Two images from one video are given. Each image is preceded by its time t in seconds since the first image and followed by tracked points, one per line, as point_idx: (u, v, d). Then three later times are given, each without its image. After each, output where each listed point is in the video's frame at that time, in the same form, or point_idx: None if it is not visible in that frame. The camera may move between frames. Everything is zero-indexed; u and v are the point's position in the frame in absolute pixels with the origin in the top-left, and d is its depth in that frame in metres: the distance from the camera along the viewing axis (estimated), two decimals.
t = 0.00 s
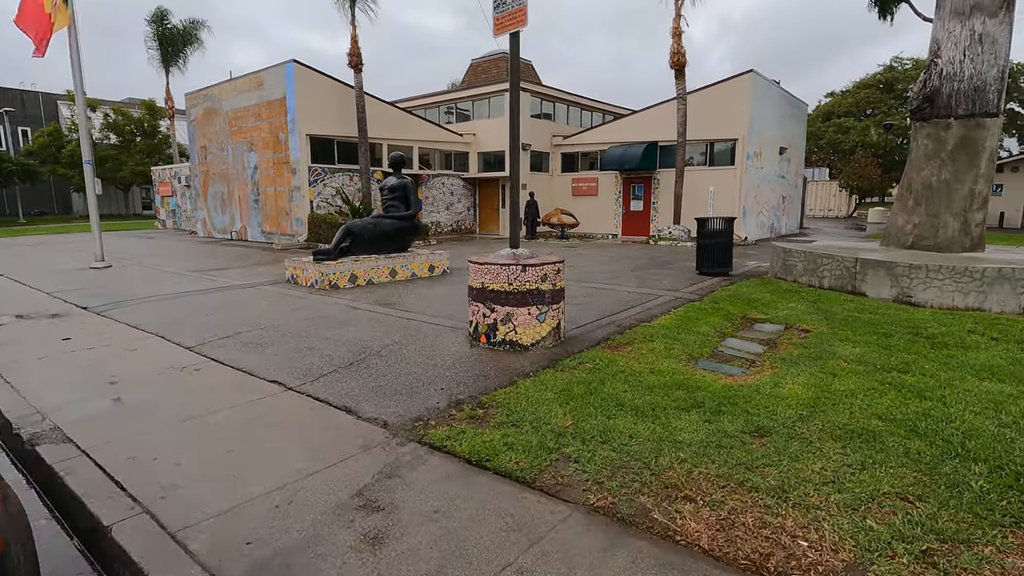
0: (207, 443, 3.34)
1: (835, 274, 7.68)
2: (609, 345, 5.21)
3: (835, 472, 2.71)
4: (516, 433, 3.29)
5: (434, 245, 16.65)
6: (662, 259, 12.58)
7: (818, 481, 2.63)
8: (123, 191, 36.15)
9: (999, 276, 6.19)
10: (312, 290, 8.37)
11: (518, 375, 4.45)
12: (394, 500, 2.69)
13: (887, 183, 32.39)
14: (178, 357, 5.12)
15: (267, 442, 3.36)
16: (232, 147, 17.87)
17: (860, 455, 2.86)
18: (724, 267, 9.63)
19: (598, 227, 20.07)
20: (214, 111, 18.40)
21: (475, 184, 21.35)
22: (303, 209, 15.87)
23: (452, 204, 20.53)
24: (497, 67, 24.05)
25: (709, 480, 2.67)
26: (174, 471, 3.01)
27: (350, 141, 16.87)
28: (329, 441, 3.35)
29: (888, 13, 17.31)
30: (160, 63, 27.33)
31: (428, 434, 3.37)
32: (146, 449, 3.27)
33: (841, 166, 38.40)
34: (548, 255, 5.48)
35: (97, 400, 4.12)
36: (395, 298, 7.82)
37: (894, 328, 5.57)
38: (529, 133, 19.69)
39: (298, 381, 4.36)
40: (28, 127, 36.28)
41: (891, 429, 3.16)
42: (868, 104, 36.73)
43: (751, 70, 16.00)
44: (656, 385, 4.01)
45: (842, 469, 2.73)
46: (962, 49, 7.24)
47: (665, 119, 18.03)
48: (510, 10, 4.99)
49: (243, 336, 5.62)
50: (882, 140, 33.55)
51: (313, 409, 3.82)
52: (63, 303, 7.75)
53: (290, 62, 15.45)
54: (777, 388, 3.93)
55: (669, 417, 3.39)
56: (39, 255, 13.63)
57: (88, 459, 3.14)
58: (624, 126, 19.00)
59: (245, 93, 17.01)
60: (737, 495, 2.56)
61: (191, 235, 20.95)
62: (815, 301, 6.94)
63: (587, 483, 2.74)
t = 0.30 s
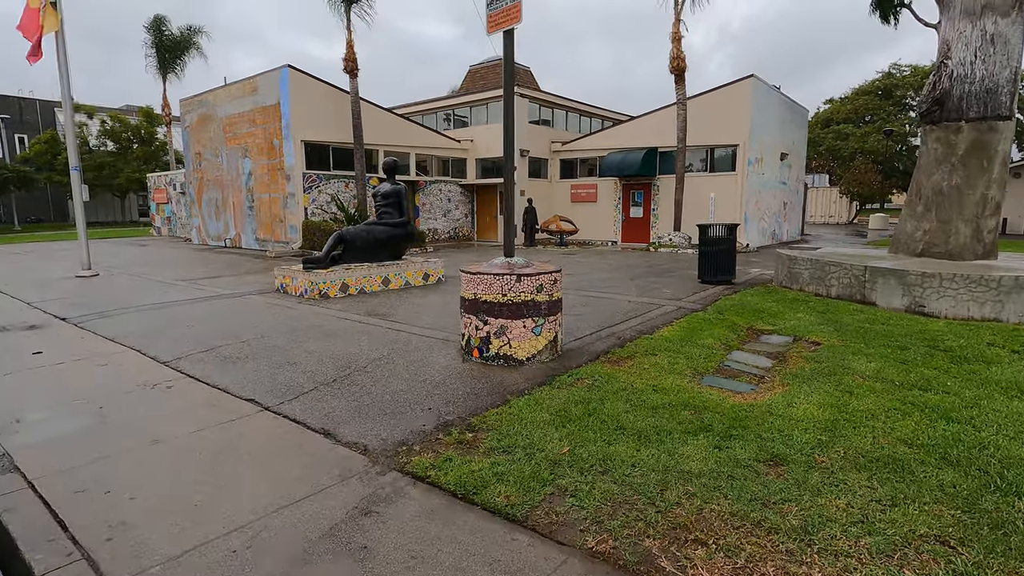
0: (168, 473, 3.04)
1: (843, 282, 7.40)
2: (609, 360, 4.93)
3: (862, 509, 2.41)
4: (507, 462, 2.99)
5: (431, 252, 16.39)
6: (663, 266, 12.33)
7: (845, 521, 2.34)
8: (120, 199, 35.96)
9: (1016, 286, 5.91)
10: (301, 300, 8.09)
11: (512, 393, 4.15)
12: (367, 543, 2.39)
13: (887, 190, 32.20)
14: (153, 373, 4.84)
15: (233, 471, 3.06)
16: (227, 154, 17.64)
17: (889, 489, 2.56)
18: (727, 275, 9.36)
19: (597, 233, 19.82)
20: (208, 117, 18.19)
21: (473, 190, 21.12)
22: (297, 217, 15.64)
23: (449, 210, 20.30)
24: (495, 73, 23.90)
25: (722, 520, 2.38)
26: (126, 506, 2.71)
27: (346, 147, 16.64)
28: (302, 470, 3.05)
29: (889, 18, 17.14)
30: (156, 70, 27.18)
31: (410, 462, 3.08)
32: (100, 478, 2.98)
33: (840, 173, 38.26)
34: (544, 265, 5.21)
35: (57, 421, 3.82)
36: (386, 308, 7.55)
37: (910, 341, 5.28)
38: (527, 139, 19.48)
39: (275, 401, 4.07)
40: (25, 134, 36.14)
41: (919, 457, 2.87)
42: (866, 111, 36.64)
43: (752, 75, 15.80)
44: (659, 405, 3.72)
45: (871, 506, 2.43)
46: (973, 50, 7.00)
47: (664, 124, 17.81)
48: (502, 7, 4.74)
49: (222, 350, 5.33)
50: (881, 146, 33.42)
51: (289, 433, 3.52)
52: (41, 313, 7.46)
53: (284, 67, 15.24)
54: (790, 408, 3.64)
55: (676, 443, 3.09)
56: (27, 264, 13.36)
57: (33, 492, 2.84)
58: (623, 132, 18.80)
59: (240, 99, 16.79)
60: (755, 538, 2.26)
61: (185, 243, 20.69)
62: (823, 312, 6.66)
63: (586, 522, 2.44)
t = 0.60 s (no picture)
0: (132, 493, 2.78)
1: (871, 285, 6.97)
2: (620, 368, 4.59)
3: (911, 555, 2.06)
4: (503, 487, 2.68)
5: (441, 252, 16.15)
6: (678, 267, 11.92)
7: (892, 571, 1.99)
8: (137, 198, 36.35)
9: None
10: (303, 301, 7.86)
11: (513, 405, 3.85)
12: None
13: (911, 188, 31.26)
14: (139, 378, 4.62)
15: (202, 493, 2.79)
16: (237, 153, 17.57)
17: (941, 529, 2.21)
18: (746, 276, 8.94)
19: (611, 233, 19.42)
20: (219, 116, 18.15)
21: (485, 189, 20.83)
22: (306, 216, 15.50)
23: (461, 210, 20.04)
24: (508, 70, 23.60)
25: (746, 567, 2.05)
26: (79, 534, 2.45)
27: (356, 146, 16.47)
28: (276, 493, 2.78)
29: (917, 9, 16.49)
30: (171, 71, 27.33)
31: (396, 486, 2.79)
32: (58, 498, 2.74)
33: (862, 171, 37.32)
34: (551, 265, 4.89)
35: (29, 431, 3.59)
36: (389, 309, 7.29)
37: (948, 349, 4.86)
38: (539, 137, 19.14)
39: (260, 411, 3.81)
40: (45, 134, 36.69)
41: (974, 489, 2.50)
42: (889, 107, 35.67)
43: (772, 69, 15.30)
44: (673, 421, 3.38)
45: (921, 550, 2.08)
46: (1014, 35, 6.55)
47: (681, 120, 17.37)
48: None
49: (214, 355, 5.09)
50: (905, 143, 32.46)
51: (269, 449, 3.25)
52: (39, 314, 7.32)
53: (293, 65, 15.09)
54: (819, 427, 3.28)
55: (692, 468, 2.76)
56: (38, 263, 13.39)
57: None
58: (638, 129, 18.38)
59: (250, 98, 16.71)
60: None
61: (198, 242, 20.70)
62: (850, 317, 6.24)
63: (587, 565, 2.13)
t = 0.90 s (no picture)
0: (88, 538, 2.52)
1: (912, 297, 6.45)
2: (636, 392, 4.22)
3: None
4: (495, 542, 2.36)
5: (458, 257, 15.91)
6: (702, 274, 11.44)
7: None
8: (164, 202, 37.04)
9: None
10: (310, 310, 7.65)
11: (517, 434, 3.51)
12: None
13: (949, 189, 29.93)
14: (127, 396, 4.41)
15: (163, 539, 2.51)
16: (257, 157, 17.61)
17: None
18: (775, 285, 8.44)
19: (632, 236, 18.94)
20: (240, 120, 18.23)
21: (503, 192, 20.54)
22: (322, 220, 15.42)
23: (479, 213, 19.80)
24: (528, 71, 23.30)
25: None
26: None
27: (373, 149, 16.35)
28: (244, 541, 2.49)
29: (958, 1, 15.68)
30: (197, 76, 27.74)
31: (376, 536, 2.48)
32: (7, 541, 2.50)
33: (895, 171, 36.00)
34: (562, 279, 4.56)
35: None
36: (397, 320, 7.03)
37: (1006, 374, 4.36)
38: (559, 139, 18.78)
39: (244, 438, 3.55)
40: (78, 140, 37.66)
41: None
42: (924, 105, 34.30)
43: (802, 66, 14.68)
44: (692, 460, 3.01)
45: None
46: None
47: (705, 121, 16.81)
48: None
49: (209, 370, 4.87)
50: (941, 142, 31.14)
51: (245, 484, 2.98)
52: (47, 322, 7.24)
53: (311, 68, 15.02)
54: (862, 471, 2.87)
55: (715, 523, 2.39)
56: (60, 268, 13.55)
57: None
58: (660, 130, 17.89)
59: (269, 102, 16.72)
60: None
61: (219, 246, 20.86)
62: (890, 333, 5.74)
63: None
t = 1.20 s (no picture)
0: None
1: (962, 316, 6.00)
2: (665, 421, 3.94)
3: None
4: None
5: (480, 264, 15.75)
6: (731, 284, 11.03)
7: None
8: (195, 207, 37.83)
9: None
10: (329, 322, 7.53)
11: (537, 470, 3.27)
12: None
13: (991, 193, 28.66)
14: (136, 417, 4.29)
15: None
16: (282, 164, 17.75)
17: None
18: (810, 299, 8.06)
19: (658, 243, 18.52)
20: (265, 128, 18.41)
21: (526, 198, 20.33)
22: (345, 227, 15.43)
23: (502, 219, 19.62)
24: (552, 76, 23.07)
25: None
26: None
27: (396, 156, 16.31)
28: None
29: None
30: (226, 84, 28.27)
31: None
32: None
33: (933, 174, 34.67)
34: (587, 299, 4.33)
35: None
36: (416, 333, 6.85)
37: None
38: (583, 144, 18.50)
39: (251, 468, 3.38)
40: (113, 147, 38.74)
41: None
42: (964, 106, 32.99)
43: (837, 68, 14.16)
44: (729, 508, 2.73)
45: None
46: None
47: (735, 125, 16.34)
48: None
49: (221, 389, 4.74)
50: (983, 144, 29.86)
51: (246, 524, 2.79)
52: (70, 333, 7.25)
53: (335, 76, 15.07)
54: (927, 529, 2.53)
55: None
56: (91, 274, 13.79)
57: None
58: (687, 135, 17.47)
59: (294, 109, 16.83)
60: None
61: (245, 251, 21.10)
62: (941, 356, 5.32)
63: None
